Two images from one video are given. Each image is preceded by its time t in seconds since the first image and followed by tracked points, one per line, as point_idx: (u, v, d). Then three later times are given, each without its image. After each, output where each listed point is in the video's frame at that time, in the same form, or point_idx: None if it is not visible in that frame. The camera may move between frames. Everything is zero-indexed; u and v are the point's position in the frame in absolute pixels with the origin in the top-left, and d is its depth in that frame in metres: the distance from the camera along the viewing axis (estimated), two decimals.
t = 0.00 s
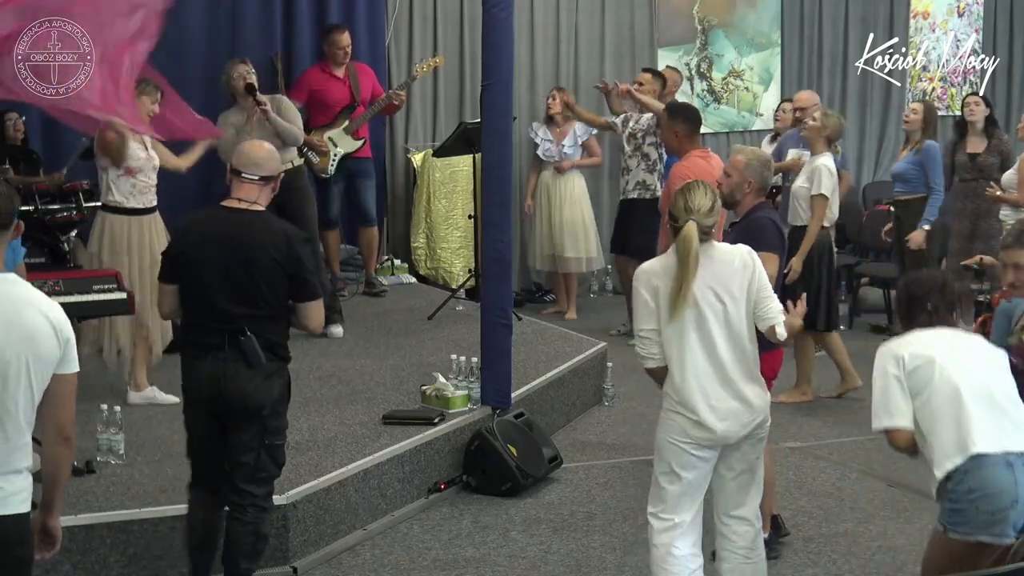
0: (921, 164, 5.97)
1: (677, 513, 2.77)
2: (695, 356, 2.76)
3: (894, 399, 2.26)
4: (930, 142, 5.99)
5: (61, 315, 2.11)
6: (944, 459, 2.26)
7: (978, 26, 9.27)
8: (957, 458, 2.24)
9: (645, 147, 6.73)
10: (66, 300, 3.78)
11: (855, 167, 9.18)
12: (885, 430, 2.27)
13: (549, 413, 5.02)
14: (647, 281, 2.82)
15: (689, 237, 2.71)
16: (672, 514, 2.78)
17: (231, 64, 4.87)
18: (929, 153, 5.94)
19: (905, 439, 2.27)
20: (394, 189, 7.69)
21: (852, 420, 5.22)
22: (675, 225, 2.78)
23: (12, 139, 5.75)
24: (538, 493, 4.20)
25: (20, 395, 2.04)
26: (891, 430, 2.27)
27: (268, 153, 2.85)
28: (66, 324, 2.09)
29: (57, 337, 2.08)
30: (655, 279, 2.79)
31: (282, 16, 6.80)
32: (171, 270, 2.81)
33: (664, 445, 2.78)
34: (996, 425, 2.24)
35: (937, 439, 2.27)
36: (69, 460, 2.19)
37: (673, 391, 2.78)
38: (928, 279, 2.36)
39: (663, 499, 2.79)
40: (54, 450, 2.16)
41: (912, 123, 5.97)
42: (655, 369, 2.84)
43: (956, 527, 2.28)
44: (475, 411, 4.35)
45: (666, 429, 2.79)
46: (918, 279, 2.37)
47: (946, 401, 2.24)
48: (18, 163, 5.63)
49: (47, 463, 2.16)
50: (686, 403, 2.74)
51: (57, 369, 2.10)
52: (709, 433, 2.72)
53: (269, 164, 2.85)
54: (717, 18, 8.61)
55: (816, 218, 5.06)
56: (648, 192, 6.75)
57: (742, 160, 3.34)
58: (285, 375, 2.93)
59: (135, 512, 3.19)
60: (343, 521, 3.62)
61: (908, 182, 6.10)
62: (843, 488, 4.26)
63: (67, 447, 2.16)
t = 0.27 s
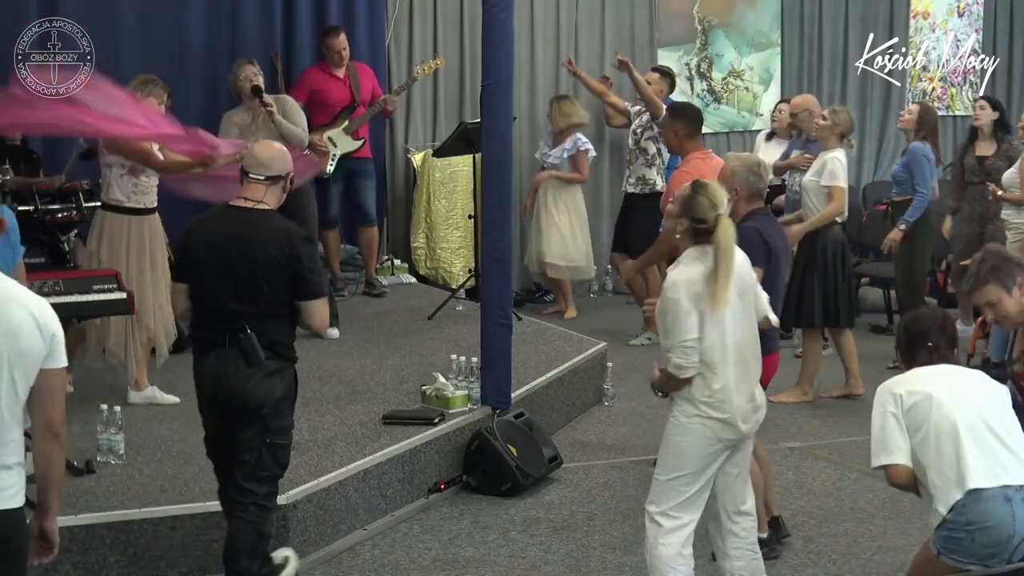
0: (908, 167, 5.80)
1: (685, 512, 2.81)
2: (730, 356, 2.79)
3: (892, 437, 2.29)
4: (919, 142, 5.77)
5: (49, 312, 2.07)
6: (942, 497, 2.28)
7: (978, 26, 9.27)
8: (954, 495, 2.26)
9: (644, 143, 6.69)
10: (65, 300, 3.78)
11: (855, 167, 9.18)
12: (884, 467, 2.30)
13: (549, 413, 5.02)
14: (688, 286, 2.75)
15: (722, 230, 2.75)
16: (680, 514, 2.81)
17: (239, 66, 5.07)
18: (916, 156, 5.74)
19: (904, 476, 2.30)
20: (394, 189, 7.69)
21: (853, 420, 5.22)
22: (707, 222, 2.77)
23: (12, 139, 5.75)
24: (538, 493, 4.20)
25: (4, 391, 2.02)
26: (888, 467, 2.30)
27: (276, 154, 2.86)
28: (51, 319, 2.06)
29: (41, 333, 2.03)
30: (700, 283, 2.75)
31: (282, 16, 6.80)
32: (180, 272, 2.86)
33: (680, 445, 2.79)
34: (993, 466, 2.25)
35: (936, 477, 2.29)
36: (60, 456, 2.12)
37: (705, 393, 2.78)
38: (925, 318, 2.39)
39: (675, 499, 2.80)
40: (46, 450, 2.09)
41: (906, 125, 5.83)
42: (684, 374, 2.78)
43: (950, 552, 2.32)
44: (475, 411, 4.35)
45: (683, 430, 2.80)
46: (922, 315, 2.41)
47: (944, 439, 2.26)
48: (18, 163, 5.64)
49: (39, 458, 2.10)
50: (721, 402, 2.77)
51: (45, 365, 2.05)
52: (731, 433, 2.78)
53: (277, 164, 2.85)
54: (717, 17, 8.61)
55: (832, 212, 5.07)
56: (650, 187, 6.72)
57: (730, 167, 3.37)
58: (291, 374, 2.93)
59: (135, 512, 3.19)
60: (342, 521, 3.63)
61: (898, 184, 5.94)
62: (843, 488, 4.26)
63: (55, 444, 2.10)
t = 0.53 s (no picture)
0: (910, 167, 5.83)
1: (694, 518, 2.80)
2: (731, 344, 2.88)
3: (893, 412, 2.29)
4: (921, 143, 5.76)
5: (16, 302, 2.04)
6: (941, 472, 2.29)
7: (978, 26, 9.28)
8: (953, 471, 2.28)
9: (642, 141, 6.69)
10: (65, 299, 3.78)
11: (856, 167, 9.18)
12: (884, 442, 2.29)
13: (549, 413, 5.02)
14: (713, 278, 2.78)
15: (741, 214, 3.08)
16: (690, 520, 2.79)
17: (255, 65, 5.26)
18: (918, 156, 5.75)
19: (905, 452, 2.30)
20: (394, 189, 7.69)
21: (853, 420, 5.21)
22: (728, 203, 2.92)
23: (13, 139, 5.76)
24: (538, 493, 4.20)
25: None
26: (888, 443, 2.30)
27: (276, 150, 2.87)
28: (15, 312, 2.02)
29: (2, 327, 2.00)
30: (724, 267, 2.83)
31: (282, 16, 6.80)
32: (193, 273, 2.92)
33: (690, 444, 2.79)
34: (992, 440, 2.27)
35: (935, 453, 2.30)
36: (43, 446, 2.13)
37: (709, 383, 2.82)
38: (924, 293, 2.40)
39: (687, 500, 2.78)
40: (21, 437, 2.10)
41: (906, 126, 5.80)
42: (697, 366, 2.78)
43: (954, 535, 2.30)
44: (475, 411, 4.35)
45: (692, 427, 2.79)
46: (923, 289, 2.42)
47: (944, 416, 2.28)
48: (19, 163, 5.65)
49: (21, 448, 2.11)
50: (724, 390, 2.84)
51: (11, 356, 2.04)
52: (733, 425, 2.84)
53: (278, 162, 2.85)
54: (717, 18, 8.61)
55: (850, 215, 5.11)
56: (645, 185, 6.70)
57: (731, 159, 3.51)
58: (299, 370, 2.96)
59: (135, 512, 3.19)
60: (342, 521, 3.63)
61: (898, 184, 5.95)
62: (843, 488, 4.26)
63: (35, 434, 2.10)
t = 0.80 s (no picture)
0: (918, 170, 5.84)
1: (678, 519, 2.78)
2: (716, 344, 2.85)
3: (899, 374, 2.35)
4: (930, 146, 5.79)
5: None
6: (940, 436, 2.37)
7: (978, 26, 9.28)
8: (951, 436, 2.35)
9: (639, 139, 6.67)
10: (64, 300, 3.80)
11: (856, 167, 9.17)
12: (886, 401, 2.35)
13: (549, 413, 5.02)
14: (704, 277, 2.78)
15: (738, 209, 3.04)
16: (674, 520, 2.78)
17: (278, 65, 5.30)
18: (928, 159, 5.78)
19: (906, 412, 2.36)
20: (394, 189, 7.69)
21: (853, 420, 5.21)
22: (726, 201, 2.92)
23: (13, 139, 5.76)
24: (538, 493, 4.20)
25: None
26: (890, 402, 2.36)
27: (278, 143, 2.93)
28: None
29: None
30: (717, 268, 2.81)
31: (282, 16, 6.80)
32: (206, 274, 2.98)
33: (671, 444, 2.77)
34: (993, 406, 2.35)
35: (934, 417, 2.38)
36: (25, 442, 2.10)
37: (689, 384, 2.81)
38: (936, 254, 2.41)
39: (669, 500, 2.77)
40: None
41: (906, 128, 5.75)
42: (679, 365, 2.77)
43: (950, 511, 2.37)
44: (475, 411, 4.35)
45: (672, 428, 2.78)
46: (932, 242, 2.44)
47: (947, 379, 2.34)
48: (19, 163, 5.66)
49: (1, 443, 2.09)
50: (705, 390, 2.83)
51: None
52: (714, 424, 2.82)
53: (279, 154, 2.92)
54: (717, 17, 8.61)
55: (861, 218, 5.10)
56: (643, 185, 6.74)
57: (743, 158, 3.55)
58: (309, 361, 2.97)
59: (135, 512, 3.19)
60: (342, 521, 3.63)
61: (905, 186, 5.95)
62: (843, 488, 4.26)
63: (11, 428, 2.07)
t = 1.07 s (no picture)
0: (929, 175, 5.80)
1: (661, 520, 2.77)
2: (695, 347, 2.77)
3: (908, 345, 2.42)
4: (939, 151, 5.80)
5: None
6: (925, 419, 2.42)
7: (978, 26, 9.27)
8: (937, 422, 2.40)
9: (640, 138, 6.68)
10: (64, 300, 3.80)
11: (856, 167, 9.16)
12: (887, 369, 2.44)
13: (549, 413, 5.02)
14: (670, 278, 2.72)
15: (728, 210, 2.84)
16: (657, 522, 2.76)
17: (294, 64, 5.27)
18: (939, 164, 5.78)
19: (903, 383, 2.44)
20: (394, 189, 7.69)
21: (853, 420, 5.21)
22: (709, 201, 2.82)
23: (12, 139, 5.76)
24: (538, 493, 4.20)
25: None
26: (891, 370, 2.44)
27: (279, 143, 2.98)
28: None
29: None
30: (687, 271, 2.74)
31: (282, 16, 6.80)
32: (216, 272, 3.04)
33: (642, 445, 2.76)
34: (985, 406, 2.36)
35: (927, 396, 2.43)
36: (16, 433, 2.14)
37: (663, 386, 2.78)
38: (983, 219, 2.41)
39: (645, 501, 2.76)
40: None
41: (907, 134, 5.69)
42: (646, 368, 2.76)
43: (920, 499, 2.42)
44: (475, 411, 4.35)
45: (643, 429, 2.77)
46: (980, 206, 2.43)
47: (946, 358, 2.39)
48: (19, 163, 5.66)
49: None
50: (681, 393, 2.77)
51: None
52: (690, 426, 2.76)
53: (284, 154, 2.98)
54: (717, 18, 8.61)
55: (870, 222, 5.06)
56: (645, 182, 6.69)
57: (748, 163, 3.48)
58: (319, 355, 3.01)
59: (135, 512, 3.19)
60: (342, 521, 3.62)
61: (912, 192, 5.88)
62: (843, 488, 4.26)
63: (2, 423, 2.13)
